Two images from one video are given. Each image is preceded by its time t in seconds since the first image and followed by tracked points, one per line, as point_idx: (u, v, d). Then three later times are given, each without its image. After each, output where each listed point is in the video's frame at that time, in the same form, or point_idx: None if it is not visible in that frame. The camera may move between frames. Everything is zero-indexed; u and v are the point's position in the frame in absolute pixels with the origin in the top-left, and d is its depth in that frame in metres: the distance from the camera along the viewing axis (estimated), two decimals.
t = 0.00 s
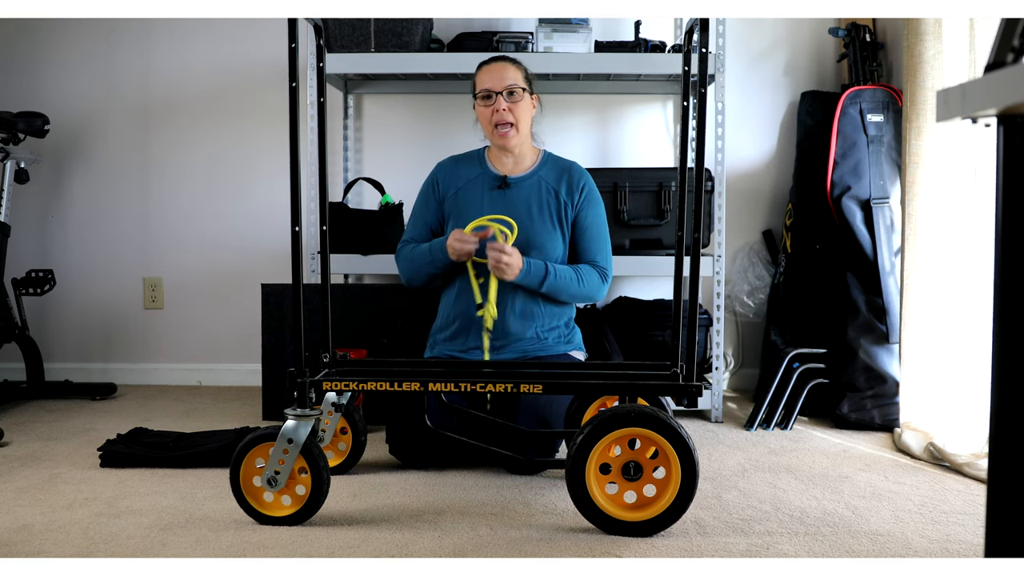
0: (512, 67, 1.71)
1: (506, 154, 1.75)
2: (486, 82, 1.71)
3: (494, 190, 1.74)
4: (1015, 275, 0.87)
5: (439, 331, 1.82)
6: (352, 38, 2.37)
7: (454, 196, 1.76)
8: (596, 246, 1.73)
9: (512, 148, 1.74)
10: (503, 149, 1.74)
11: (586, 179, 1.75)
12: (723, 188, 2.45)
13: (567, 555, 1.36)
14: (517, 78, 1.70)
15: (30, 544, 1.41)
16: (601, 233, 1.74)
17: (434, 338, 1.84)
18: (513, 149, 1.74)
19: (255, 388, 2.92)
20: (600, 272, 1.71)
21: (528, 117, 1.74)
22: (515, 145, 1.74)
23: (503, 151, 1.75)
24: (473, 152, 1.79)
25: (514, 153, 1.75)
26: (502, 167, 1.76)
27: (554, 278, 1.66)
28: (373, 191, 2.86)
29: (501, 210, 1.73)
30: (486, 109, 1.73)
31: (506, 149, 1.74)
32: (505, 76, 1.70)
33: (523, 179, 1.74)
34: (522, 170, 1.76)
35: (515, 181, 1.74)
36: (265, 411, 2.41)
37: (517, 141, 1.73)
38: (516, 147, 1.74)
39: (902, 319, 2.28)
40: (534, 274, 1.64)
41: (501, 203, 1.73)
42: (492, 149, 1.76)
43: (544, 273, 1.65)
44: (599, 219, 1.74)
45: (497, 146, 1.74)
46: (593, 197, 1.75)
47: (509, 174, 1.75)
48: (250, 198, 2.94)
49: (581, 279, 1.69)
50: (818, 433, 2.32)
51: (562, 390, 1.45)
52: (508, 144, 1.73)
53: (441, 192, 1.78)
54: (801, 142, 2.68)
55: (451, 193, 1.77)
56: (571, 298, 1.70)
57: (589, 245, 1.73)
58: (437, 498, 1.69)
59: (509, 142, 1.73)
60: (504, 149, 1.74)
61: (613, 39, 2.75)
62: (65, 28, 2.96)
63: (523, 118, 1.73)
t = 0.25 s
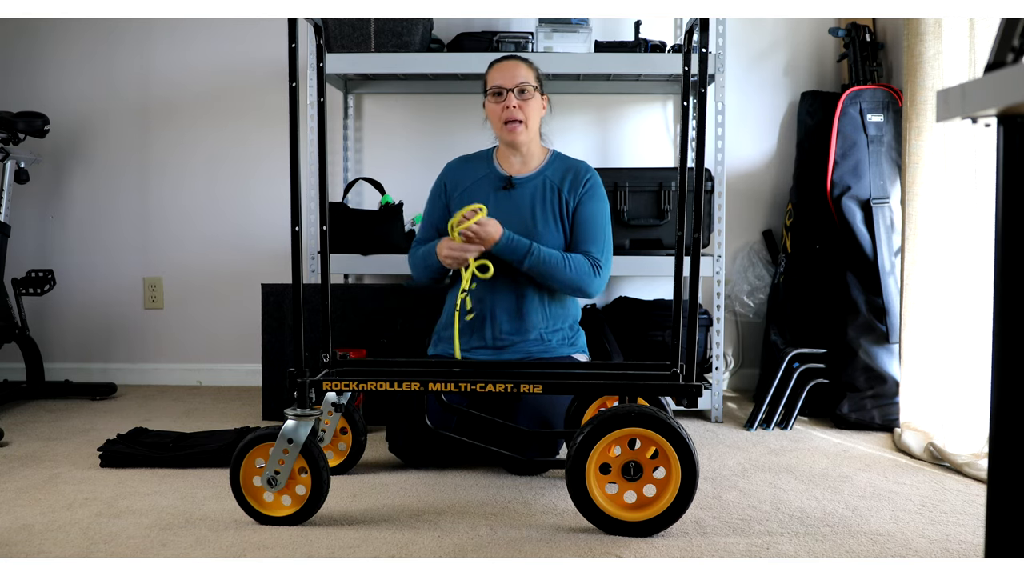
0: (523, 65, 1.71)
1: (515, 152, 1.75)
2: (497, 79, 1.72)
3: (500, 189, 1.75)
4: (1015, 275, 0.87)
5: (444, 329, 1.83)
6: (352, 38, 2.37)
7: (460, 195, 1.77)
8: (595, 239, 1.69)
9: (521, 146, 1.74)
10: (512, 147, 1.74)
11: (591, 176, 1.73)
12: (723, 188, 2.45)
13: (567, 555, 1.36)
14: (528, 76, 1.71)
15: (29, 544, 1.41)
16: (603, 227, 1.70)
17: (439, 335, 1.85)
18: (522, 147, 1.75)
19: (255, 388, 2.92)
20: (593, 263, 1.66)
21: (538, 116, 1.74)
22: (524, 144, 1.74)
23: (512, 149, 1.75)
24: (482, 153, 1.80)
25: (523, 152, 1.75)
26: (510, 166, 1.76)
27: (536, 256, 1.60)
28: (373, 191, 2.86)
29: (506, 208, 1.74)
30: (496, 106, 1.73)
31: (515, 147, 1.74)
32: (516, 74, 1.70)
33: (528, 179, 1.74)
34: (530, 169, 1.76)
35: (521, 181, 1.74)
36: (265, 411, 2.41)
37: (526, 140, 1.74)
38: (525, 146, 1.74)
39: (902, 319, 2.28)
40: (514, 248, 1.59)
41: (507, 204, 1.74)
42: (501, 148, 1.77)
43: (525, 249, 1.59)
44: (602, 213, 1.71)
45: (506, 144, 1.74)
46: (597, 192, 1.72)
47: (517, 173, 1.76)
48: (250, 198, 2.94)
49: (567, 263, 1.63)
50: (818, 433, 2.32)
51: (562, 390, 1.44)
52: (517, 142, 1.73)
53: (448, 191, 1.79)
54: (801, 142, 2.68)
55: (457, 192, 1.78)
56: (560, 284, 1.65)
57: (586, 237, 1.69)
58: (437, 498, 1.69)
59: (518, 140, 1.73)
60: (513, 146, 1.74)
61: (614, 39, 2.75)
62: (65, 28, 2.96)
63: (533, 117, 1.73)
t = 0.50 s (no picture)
0: (526, 65, 1.72)
1: (517, 152, 1.74)
2: (499, 79, 1.73)
3: (503, 188, 1.75)
4: (1014, 275, 0.87)
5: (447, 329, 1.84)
6: (352, 38, 2.37)
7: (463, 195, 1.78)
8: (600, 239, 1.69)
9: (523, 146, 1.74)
10: (514, 146, 1.74)
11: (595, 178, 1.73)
12: (723, 188, 2.45)
13: (567, 555, 1.36)
14: (530, 75, 1.72)
15: (29, 544, 1.41)
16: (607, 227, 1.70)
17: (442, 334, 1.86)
18: (524, 147, 1.74)
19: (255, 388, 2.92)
20: (600, 261, 1.66)
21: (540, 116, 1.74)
22: (526, 143, 1.74)
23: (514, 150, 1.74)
24: (486, 152, 1.80)
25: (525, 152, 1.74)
26: (512, 166, 1.76)
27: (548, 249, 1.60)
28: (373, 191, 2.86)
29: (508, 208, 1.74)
30: (499, 107, 1.74)
31: (517, 147, 1.74)
32: (518, 74, 1.71)
33: (531, 177, 1.74)
34: (532, 170, 1.75)
35: (524, 180, 1.74)
36: (265, 411, 2.41)
37: (528, 140, 1.73)
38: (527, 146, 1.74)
39: (902, 319, 2.28)
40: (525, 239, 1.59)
41: (510, 202, 1.74)
42: (504, 148, 1.76)
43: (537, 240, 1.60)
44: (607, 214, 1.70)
45: (509, 144, 1.74)
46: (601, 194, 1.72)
47: (518, 173, 1.75)
48: (250, 198, 2.94)
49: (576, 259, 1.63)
50: (818, 433, 2.32)
51: (563, 390, 1.45)
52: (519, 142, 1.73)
53: (451, 191, 1.80)
54: (801, 142, 2.68)
55: (461, 192, 1.79)
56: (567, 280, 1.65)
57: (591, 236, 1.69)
58: (437, 498, 1.69)
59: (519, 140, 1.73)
60: (515, 146, 1.74)
61: (614, 39, 2.75)
62: (65, 28, 2.96)
63: (535, 117, 1.73)
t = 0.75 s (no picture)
0: (515, 72, 1.71)
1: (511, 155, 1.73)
2: (489, 88, 1.72)
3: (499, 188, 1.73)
4: (1014, 275, 0.87)
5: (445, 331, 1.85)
6: (352, 38, 2.37)
7: (458, 195, 1.75)
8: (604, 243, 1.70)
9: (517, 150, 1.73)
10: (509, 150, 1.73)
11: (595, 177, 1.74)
12: (723, 188, 2.45)
13: (567, 555, 1.36)
14: (519, 83, 1.71)
15: (29, 544, 1.41)
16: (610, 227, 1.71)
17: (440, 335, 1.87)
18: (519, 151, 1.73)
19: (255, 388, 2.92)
20: (615, 267, 1.68)
21: (533, 120, 1.73)
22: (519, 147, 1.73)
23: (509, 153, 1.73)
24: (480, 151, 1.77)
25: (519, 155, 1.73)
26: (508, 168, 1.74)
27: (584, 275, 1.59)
28: (373, 191, 2.86)
29: (506, 208, 1.73)
30: (489, 116, 1.74)
31: (511, 151, 1.73)
32: (506, 85, 1.71)
33: (529, 179, 1.73)
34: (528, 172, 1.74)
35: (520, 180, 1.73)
36: (265, 411, 2.41)
37: (521, 146, 1.73)
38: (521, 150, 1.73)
39: (902, 319, 2.28)
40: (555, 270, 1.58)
41: (508, 203, 1.72)
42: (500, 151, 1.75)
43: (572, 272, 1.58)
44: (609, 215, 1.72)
45: (502, 148, 1.73)
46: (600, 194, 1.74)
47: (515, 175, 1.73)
48: (250, 198, 2.94)
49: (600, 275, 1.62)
50: (818, 433, 2.32)
51: (562, 390, 1.45)
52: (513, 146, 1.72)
53: (446, 193, 1.77)
54: (801, 142, 2.68)
55: (455, 194, 1.76)
56: (589, 300, 1.64)
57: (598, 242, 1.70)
58: (437, 498, 1.69)
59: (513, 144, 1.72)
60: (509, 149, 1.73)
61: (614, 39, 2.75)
62: (65, 28, 2.96)
63: (527, 123, 1.72)
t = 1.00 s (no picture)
0: (503, 73, 1.72)
1: (501, 155, 1.75)
2: (478, 90, 1.73)
3: (493, 191, 1.74)
4: (1014, 275, 0.87)
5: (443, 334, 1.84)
6: (352, 38, 2.37)
7: (451, 200, 1.76)
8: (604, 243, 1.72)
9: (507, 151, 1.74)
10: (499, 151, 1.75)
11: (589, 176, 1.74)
12: (723, 188, 2.45)
13: (567, 555, 1.36)
14: (509, 84, 1.72)
15: (29, 544, 1.41)
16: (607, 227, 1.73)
17: (439, 338, 1.86)
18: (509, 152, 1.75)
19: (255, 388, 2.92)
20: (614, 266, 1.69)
21: (522, 121, 1.74)
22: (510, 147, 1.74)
23: (499, 154, 1.75)
24: (469, 154, 1.78)
25: (509, 155, 1.75)
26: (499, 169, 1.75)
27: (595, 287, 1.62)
28: (373, 191, 2.86)
29: (502, 210, 1.73)
30: (478, 119, 1.75)
31: (501, 152, 1.74)
32: (494, 87, 1.72)
33: (521, 178, 1.74)
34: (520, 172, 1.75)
35: (514, 182, 1.74)
36: (265, 411, 2.41)
37: (511, 146, 1.74)
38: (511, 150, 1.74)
39: (902, 319, 2.28)
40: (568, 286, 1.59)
41: (503, 205, 1.73)
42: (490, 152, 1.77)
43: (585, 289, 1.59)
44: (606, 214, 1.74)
45: (492, 149, 1.74)
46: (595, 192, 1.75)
47: (506, 175, 1.74)
48: (250, 198, 2.94)
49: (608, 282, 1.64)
50: (818, 433, 2.32)
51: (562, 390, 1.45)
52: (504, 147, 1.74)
53: (440, 198, 1.77)
54: (801, 142, 2.68)
55: (449, 199, 1.76)
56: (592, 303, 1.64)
57: (599, 243, 1.71)
58: (437, 498, 1.69)
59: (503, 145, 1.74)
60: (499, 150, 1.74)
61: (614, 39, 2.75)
62: (65, 28, 2.96)
63: (517, 124, 1.73)
